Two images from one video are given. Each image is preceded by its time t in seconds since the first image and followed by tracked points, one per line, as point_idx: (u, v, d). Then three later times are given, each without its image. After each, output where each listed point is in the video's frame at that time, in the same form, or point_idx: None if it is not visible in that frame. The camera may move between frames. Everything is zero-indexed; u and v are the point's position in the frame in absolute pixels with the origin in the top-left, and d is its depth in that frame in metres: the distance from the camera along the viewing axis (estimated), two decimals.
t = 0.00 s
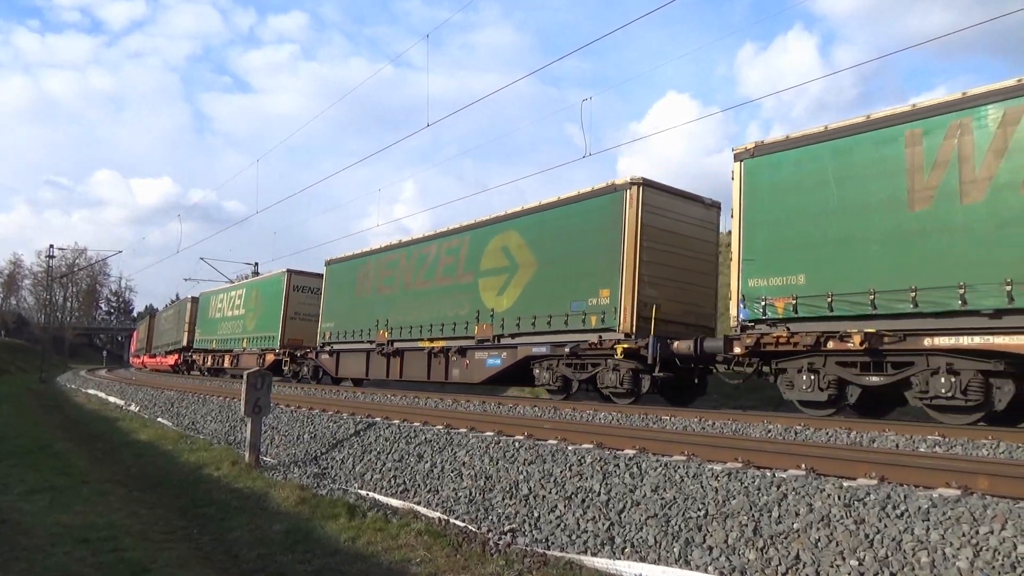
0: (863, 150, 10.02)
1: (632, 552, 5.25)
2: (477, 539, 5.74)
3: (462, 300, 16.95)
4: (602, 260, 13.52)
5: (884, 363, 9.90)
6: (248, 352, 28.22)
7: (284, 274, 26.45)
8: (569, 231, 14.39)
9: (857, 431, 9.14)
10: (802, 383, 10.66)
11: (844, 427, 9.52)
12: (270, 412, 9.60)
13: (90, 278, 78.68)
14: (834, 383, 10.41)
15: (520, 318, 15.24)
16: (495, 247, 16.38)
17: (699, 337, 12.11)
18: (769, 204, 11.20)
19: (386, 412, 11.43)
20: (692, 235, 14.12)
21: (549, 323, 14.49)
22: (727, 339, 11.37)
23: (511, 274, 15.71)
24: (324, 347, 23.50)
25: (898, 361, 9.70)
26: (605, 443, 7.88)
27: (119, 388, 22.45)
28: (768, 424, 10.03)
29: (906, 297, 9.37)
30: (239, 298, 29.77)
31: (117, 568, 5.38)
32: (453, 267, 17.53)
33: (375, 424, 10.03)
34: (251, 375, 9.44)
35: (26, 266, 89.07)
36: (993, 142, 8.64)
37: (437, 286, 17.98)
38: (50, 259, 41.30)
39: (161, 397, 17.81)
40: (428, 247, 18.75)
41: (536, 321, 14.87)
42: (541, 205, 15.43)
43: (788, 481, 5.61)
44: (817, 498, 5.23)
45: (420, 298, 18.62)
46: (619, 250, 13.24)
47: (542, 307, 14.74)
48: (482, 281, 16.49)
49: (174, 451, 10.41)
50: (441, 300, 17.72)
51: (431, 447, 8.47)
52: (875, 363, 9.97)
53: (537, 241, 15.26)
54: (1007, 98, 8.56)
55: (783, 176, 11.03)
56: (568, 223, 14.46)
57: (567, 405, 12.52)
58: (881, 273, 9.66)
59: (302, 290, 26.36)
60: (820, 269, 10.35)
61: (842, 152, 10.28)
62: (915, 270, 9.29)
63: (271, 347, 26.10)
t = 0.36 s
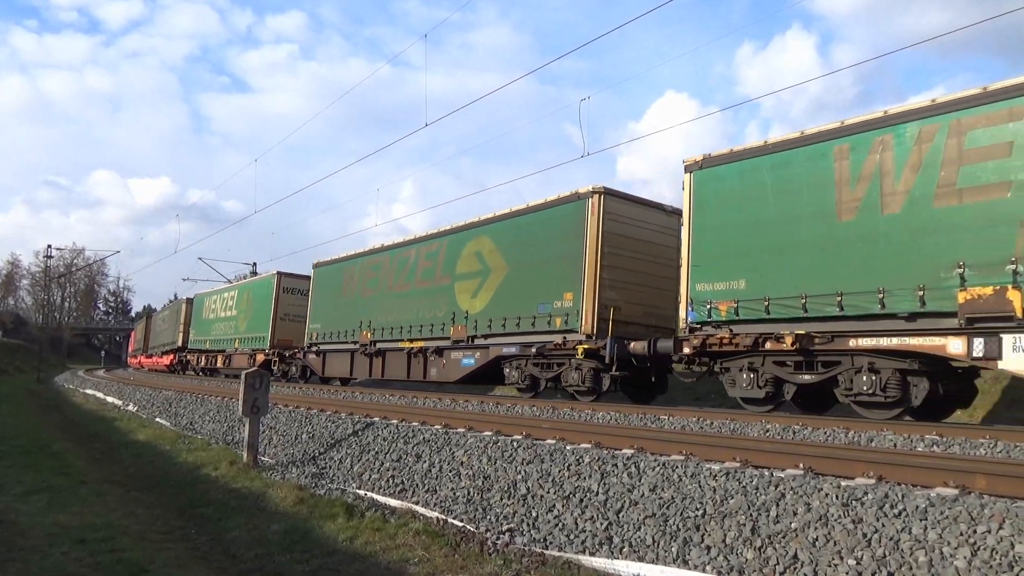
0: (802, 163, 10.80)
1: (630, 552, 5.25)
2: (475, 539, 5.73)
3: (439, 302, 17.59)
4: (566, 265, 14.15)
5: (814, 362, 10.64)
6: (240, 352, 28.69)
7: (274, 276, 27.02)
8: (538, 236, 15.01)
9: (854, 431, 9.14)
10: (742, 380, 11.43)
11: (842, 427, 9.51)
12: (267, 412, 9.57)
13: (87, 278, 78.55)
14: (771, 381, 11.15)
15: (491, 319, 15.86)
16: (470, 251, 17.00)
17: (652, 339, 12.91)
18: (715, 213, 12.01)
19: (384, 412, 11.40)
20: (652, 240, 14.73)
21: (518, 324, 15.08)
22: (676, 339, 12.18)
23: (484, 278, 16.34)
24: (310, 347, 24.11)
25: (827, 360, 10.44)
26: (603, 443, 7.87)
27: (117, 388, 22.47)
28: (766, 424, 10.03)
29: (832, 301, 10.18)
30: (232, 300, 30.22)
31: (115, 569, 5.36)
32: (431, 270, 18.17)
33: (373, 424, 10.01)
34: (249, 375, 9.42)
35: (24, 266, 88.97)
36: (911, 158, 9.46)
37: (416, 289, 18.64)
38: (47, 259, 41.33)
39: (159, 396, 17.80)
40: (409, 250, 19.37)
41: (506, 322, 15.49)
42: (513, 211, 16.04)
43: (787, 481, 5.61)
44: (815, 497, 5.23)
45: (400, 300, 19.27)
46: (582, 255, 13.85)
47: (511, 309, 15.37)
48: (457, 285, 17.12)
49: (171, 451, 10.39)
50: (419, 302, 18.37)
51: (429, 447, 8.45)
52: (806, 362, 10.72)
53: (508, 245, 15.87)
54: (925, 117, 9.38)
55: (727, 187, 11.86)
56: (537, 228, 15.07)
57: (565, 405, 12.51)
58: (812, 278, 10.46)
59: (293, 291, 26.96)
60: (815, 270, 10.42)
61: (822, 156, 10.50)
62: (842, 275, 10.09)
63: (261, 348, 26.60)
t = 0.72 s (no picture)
0: (748, 175, 11.50)
1: (629, 552, 5.25)
2: (475, 539, 5.73)
3: (417, 305, 18.07)
4: (534, 269, 14.64)
5: (755, 361, 11.36)
6: (233, 352, 28.96)
7: (265, 278, 27.38)
8: (509, 241, 15.49)
9: (853, 431, 9.14)
10: (692, 379, 12.19)
11: (841, 427, 9.51)
12: (266, 412, 9.56)
13: (86, 278, 78.40)
14: (717, 380, 11.93)
15: (465, 321, 16.35)
16: (447, 255, 17.48)
17: (613, 340, 13.56)
18: (674, 220, 12.58)
19: (384, 412, 11.39)
20: (618, 245, 15.26)
21: (490, 326, 15.55)
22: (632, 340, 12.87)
23: (459, 281, 16.82)
24: (298, 347, 24.34)
25: (767, 361, 11.19)
26: (602, 443, 7.86)
27: (116, 388, 22.46)
28: (764, 424, 10.03)
29: (771, 305, 10.91)
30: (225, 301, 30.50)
31: (114, 568, 5.36)
32: (410, 273, 18.65)
33: (372, 424, 9.99)
34: (247, 375, 9.42)
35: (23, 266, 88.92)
36: (845, 171, 10.16)
37: (396, 292, 19.11)
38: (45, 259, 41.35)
39: (158, 396, 17.79)
40: (389, 254, 19.84)
41: (479, 324, 15.98)
42: (487, 217, 16.51)
43: (786, 481, 5.61)
44: (815, 497, 5.23)
45: (381, 302, 19.76)
46: (549, 260, 14.34)
47: (484, 311, 15.86)
48: (434, 288, 17.60)
49: (170, 452, 10.38)
50: (399, 304, 18.85)
51: (428, 447, 8.44)
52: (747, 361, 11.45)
53: (482, 250, 16.34)
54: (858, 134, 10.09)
55: (679, 198, 12.60)
56: (508, 234, 15.57)
57: (564, 404, 12.51)
58: (753, 283, 11.19)
59: (283, 293, 27.33)
60: (819, 268, 10.36)
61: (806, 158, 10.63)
62: (780, 279, 10.82)
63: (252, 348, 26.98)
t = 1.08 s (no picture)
0: (695, 188, 12.00)
1: (630, 553, 5.25)
2: (475, 539, 5.73)
3: (398, 307, 18.53)
4: (506, 274, 15.11)
5: (706, 363, 11.84)
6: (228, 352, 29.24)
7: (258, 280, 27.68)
8: (484, 247, 15.97)
9: (854, 432, 9.13)
10: (648, 378, 12.63)
11: (841, 428, 9.52)
12: (266, 412, 9.56)
13: (86, 277, 78.35)
14: (672, 380, 12.36)
15: (442, 323, 16.85)
16: (426, 260, 17.94)
17: (580, 342, 13.91)
18: (634, 228, 12.99)
19: (385, 412, 11.39)
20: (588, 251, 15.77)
21: (465, 328, 16.02)
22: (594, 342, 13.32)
23: (437, 285, 17.28)
24: (289, 348, 24.56)
25: (715, 362, 11.69)
26: (602, 443, 7.87)
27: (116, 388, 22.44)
28: (765, 425, 10.03)
29: (718, 309, 11.37)
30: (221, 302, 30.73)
31: (114, 569, 5.35)
32: (391, 277, 19.11)
33: (372, 425, 9.98)
34: (247, 375, 9.40)
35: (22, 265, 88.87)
36: (784, 185, 10.66)
37: (378, 295, 19.57)
38: (45, 258, 41.37)
39: (158, 396, 17.78)
40: (372, 258, 20.30)
41: (454, 326, 16.50)
42: (463, 223, 16.99)
43: (786, 482, 5.61)
44: (815, 498, 5.23)
45: (364, 304, 20.23)
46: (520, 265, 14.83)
47: (459, 314, 16.34)
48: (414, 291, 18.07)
49: (170, 452, 10.37)
50: (381, 306, 19.30)
51: (428, 448, 8.44)
52: (698, 363, 11.93)
53: (458, 255, 16.81)
54: (794, 150, 10.62)
55: (633, 208, 13.09)
56: (484, 239, 16.02)
57: (564, 404, 12.53)
58: (703, 288, 11.62)
59: (277, 294, 27.63)
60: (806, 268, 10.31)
61: (789, 164, 10.63)
62: (733, 283, 11.17)
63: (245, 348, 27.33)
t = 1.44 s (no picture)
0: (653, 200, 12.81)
1: (630, 554, 5.25)
2: (475, 541, 5.72)
3: (384, 310, 19.26)
4: (485, 279, 15.94)
5: (662, 364, 12.57)
6: (224, 353, 29.45)
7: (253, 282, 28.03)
8: (464, 253, 16.77)
9: (855, 434, 9.13)
10: (610, 378, 13.37)
11: (841, 430, 9.52)
12: (266, 413, 9.56)
13: (87, 278, 78.43)
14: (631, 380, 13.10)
15: (423, 326, 17.63)
16: (411, 265, 18.69)
17: (549, 344, 14.72)
18: (602, 236, 13.71)
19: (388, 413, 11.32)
20: (559, 258, 16.64)
21: (445, 330, 16.81)
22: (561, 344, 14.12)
23: (421, 290, 18.04)
24: (281, 348, 25.08)
25: (671, 364, 12.42)
26: (601, 445, 7.86)
27: (116, 388, 22.39)
28: (765, 427, 10.04)
29: (673, 313, 12.15)
30: (217, 304, 30.93)
31: (114, 569, 5.34)
32: (378, 281, 19.85)
33: (372, 426, 9.97)
34: (247, 376, 9.42)
35: (23, 265, 88.94)
36: (732, 198, 11.44)
37: (364, 298, 20.28)
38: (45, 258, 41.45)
39: (158, 397, 17.75)
40: (359, 263, 21.03)
41: (435, 328, 17.28)
42: (446, 230, 17.76)
43: (786, 484, 5.60)
44: (815, 500, 5.23)
45: (351, 307, 20.95)
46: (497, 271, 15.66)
47: (440, 317, 17.14)
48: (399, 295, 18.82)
49: (169, 452, 10.33)
50: (367, 309, 20.03)
51: (428, 449, 8.44)
52: (654, 364, 12.67)
53: (440, 261, 17.58)
54: (741, 165, 11.45)
55: (598, 217, 13.88)
56: (464, 245, 16.90)
57: (564, 405, 12.60)
58: (659, 294, 12.40)
59: (271, 297, 27.97)
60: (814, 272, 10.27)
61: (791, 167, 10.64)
62: (691, 289, 11.84)
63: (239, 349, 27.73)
